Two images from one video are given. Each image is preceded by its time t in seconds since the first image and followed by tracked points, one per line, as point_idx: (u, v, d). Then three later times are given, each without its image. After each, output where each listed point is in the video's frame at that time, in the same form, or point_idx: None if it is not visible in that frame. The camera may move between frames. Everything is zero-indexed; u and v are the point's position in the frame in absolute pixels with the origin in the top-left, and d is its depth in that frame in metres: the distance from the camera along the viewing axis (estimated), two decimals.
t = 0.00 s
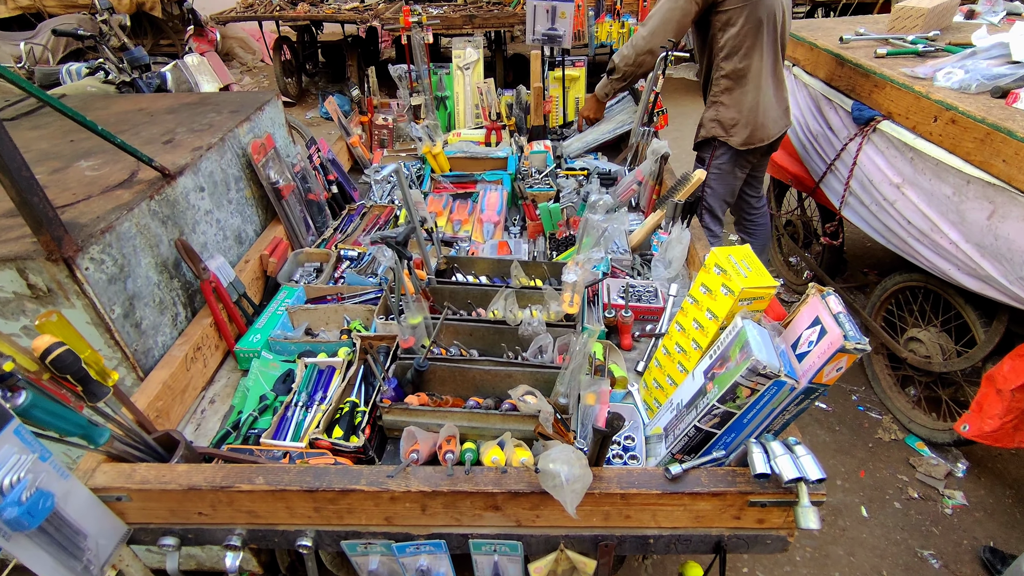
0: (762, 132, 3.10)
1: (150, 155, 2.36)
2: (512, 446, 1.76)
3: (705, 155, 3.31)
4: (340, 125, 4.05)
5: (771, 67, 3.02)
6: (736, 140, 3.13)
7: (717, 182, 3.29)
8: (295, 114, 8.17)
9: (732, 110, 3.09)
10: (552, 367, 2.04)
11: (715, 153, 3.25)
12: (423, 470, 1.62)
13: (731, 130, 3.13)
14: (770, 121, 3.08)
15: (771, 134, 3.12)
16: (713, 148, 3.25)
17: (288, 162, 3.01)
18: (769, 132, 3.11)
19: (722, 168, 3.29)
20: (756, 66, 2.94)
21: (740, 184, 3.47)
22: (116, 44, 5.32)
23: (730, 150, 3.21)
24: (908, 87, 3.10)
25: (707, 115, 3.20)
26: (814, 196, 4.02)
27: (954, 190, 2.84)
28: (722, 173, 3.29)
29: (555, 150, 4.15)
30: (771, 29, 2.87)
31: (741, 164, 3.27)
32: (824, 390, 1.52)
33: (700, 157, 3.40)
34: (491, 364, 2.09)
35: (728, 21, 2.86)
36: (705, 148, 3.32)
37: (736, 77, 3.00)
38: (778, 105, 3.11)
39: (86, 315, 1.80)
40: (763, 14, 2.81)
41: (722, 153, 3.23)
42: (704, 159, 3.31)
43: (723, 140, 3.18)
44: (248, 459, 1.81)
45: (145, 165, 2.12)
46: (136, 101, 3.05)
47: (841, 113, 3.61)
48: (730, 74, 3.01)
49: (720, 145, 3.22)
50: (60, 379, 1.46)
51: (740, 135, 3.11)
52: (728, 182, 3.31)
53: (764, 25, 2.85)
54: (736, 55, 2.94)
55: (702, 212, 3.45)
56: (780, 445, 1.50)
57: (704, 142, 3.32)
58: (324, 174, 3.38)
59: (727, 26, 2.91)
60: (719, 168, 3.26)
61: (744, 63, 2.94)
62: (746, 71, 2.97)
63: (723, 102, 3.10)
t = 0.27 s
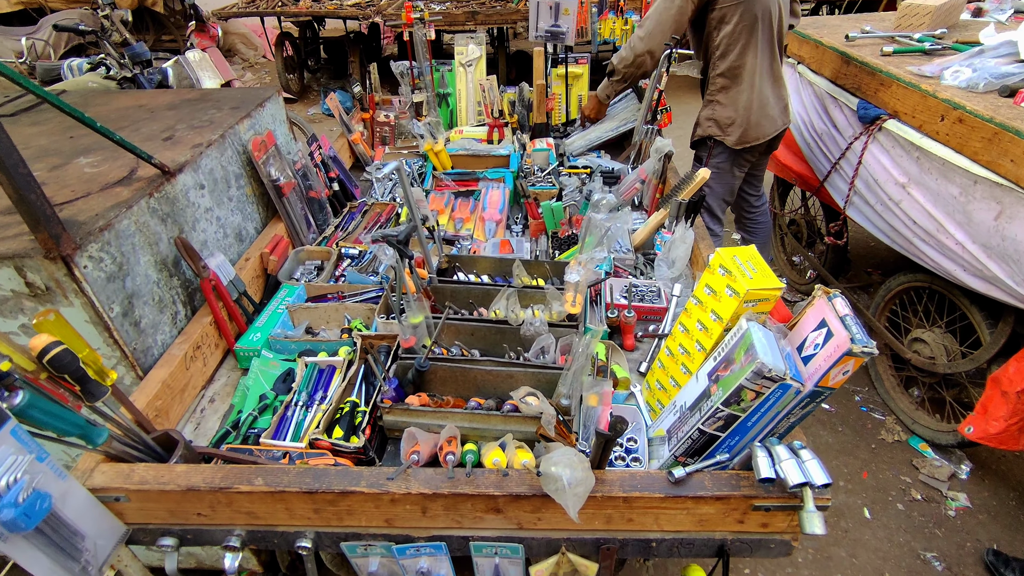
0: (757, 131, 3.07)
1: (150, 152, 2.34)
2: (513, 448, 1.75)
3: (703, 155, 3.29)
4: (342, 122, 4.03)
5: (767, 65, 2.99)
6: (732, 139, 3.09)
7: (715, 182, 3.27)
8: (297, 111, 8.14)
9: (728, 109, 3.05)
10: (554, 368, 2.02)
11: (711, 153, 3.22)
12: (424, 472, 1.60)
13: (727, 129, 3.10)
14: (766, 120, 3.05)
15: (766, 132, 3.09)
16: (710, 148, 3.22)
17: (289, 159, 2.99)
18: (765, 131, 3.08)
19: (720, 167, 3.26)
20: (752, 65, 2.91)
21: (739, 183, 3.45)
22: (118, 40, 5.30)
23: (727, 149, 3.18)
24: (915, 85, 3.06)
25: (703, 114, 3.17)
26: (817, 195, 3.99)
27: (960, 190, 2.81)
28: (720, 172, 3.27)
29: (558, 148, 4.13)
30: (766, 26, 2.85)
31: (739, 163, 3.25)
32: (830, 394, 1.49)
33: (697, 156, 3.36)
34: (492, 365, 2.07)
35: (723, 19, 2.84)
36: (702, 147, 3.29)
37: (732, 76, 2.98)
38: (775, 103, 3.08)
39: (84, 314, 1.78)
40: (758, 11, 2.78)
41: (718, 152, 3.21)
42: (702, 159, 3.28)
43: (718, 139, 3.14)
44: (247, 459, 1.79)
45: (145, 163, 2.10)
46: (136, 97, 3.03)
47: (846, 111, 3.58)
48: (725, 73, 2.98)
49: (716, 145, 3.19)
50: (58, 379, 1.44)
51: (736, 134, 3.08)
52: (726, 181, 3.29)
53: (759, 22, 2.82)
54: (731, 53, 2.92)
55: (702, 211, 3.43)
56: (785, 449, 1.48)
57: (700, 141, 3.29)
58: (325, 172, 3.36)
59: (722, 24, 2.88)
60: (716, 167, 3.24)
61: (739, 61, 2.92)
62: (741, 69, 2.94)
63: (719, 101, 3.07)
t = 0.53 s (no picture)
0: (761, 127, 3.03)
1: (147, 149, 2.32)
2: (512, 452, 1.72)
3: (706, 153, 3.24)
4: (343, 118, 4.00)
5: (772, 61, 2.94)
6: (733, 134, 3.05)
7: (718, 180, 3.23)
8: (300, 107, 8.12)
9: (731, 104, 3.01)
10: (554, 370, 1.99)
11: (716, 150, 3.17)
12: (420, 476, 1.58)
13: (729, 124, 3.05)
14: (770, 116, 3.01)
15: (768, 129, 3.05)
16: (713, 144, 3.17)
17: (288, 156, 2.96)
18: (767, 127, 3.04)
19: (725, 165, 3.22)
20: (757, 59, 2.86)
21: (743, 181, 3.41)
22: (120, 35, 5.28)
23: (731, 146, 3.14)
24: (923, 83, 3.01)
25: (705, 109, 3.11)
26: (823, 194, 3.95)
27: (970, 190, 2.76)
28: (724, 170, 3.23)
29: (560, 145, 4.09)
30: (773, 21, 2.79)
31: (744, 161, 3.22)
32: (835, 399, 1.46)
33: (700, 154, 3.31)
34: (492, 366, 2.04)
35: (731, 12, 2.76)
36: (703, 141, 3.25)
37: (737, 70, 2.92)
38: (778, 99, 3.04)
39: (79, 313, 1.76)
40: (766, 5, 2.71)
41: (722, 149, 3.16)
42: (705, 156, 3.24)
43: (720, 134, 3.10)
44: (243, 461, 1.77)
45: (141, 160, 2.07)
46: (135, 93, 3.01)
47: (853, 109, 3.52)
48: (730, 67, 2.93)
49: (717, 139, 3.15)
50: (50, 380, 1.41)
51: (738, 129, 3.04)
52: (730, 178, 3.25)
53: (766, 16, 2.76)
54: (737, 47, 2.86)
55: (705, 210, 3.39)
56: (789, 456, 1.45)
57: (701, 134, 3.24)
58: (325, 169, 3.33)
59: (729, 16, 2.81)
60: (721, 165, 3.19)
61: (745, 56, 2.86)
62: (746, 63, 2.88)
63: (722, 94, 3.02)
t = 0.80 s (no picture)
0: (764, 126, 2.99)
1: (144, 147, 2.30)
2: (509, 458, 1.69)
3: (710, 152, 3.19)
4: (344, 116, 3.97)
5: (777, 60, 2.90)
6: (738, 134, 3.01)
7: (723, 179, 3.18)
8: (305, 103, 8.09)
9: (736, 102, 2.96)
10: (553, 374, 1.96)
11: (719, 148, 3.12)
12: (415, 483, 1.55)
13: (733, 123, 3.00)
14: (774, 116, 2.98)
15: (772, 129, 3.01)
16: (716, 142, 3.12)
17: (288, 154, 2.94)
18: (771, 127, 3.00)
19: (728, 163, 3.17)
20: (764, 57, 2.81)
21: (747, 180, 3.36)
22: (123, 31, 5.26)
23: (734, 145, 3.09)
24: (934, 82, 2.95)
25: (709, 107, 3.06)
26: (830, 194, 3.89)
27: (980, 192, 2.71)
28: (729, 169, 3.18)
29: (564, 143, 4.05)
30: (781, 19, 2.75)
31: (747, 160, 3.17)
32: (839, 409, 1.42)
33: (704, 152, 3.26)
34: (490, 370, 2.01)
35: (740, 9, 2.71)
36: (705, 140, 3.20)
37: (743, 68, 2.87)
38: (782, 99, 3.01)
39: (72, 315, 1.74)
40: (776, 2, 2.67)
41: (726, 147, 3.11)
42: (709, 155, 3.18)
43: (724, 133, 3.05)
44: (237, 465, 1.75)
45: (137, 159, 2.05)
46: (135, 90, 2.98)
47: (861, 107, 3.46)
48: (737, 65, 2.88)
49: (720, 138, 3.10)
50: (39, 384, 1.39)
51: (742, 129, 2.99)
52: (734, 178, 3.20)
53: (775, 14, 2.71)
54: (744, 45, 2.81)
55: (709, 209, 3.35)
56: (791, 467, 1.42)
57: (704, 133, 3.18)
58: (326, 167, 3.30)
59: (738, 13, 2.76)
60: (725, 163, 3.14)
61: (752, 54, 2.81)
62: (753, 61, 2.83)
63: (727, 93, 2.97)
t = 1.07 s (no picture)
0: (779, 127, 2.92)
1: (144, 145, 2.27)
2: (509, 466, 1.65)
3: (719, 152, 3.13)
4: (348, 113, 3.94)
5: (791, 59, 2.84)
6: (751, 136, 2.94)
7: (731, 181, 3.12)
8: (311, 99, 8.07)
9: (749, 104, 2.90)
10: (557, 381, 1.92)
11: (729, 148, 3.06)
12: (413, 493, 1.52)
13: (746, 124, 2.94)
14: (788, 116, 2.91)
15: (786, 130, 2.95)
16: (727, 143, 3.06)
17: (290, 152, 2.91)
18: (785, 128, 2.94)
19: (738, 164, 3.11)
20: (778, 58, 2.75)
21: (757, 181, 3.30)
22: (129, 26, 5.25)
23: (745, 146, 3.03)
24: (949, 82, 2.86)
25: (721, 108, 3.00)
26: (841, 196, 3.82)
27: (996, 196, 2.63)
28: (738, 170, 3.12)
29: (570, 142, 4.00)
30: (794, 18, 2.69)
31: (757, 160, 3.10)
32: (850, 423, 1.37)
33: (713, 153, 3.20)
34: (492, 375, 1.97)
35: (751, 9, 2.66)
36: (717, 142, 3.14)
37: (756, 69, 2.81)
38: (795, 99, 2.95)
39: (68, 315, 1.72)
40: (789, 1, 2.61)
41: (736, 148, 3.05)
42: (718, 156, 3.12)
43: (737, 135, 2.99)
44: (233, 470, 1.72)
45: (136, 157, 2.03)
46: (137, 86, 2.96)
47: (874, 108, 3.39)
48: (749, 66, 2.82)
49: (732, 140, 3.04)
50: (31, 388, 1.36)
51: (756, 130, 2.93)
52: (744, 179, 3.15)
53: (788, 12, 2.65)
54: (757, 45, 2.74)
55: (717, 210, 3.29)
56: (801, 484, 1.37)
57: (716, 135, 3.13)
58: (329, 165, 3.27)
59: (749, 13, 2.70)
60: (734, 164, 3.08)
61: (765, 54, 2.75)
62: (766, 62, 2.77)
63: (739, 94, 2.91)
